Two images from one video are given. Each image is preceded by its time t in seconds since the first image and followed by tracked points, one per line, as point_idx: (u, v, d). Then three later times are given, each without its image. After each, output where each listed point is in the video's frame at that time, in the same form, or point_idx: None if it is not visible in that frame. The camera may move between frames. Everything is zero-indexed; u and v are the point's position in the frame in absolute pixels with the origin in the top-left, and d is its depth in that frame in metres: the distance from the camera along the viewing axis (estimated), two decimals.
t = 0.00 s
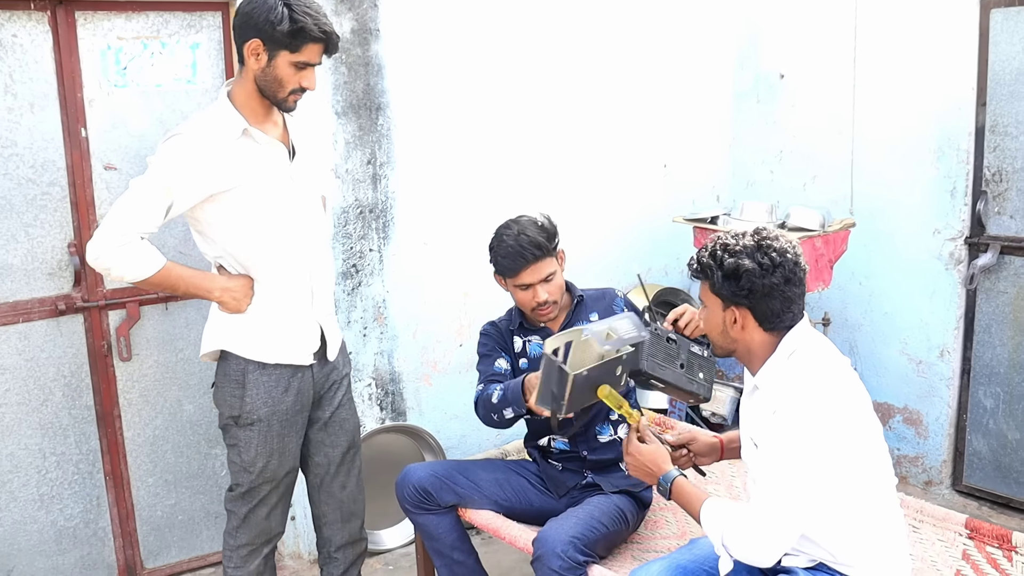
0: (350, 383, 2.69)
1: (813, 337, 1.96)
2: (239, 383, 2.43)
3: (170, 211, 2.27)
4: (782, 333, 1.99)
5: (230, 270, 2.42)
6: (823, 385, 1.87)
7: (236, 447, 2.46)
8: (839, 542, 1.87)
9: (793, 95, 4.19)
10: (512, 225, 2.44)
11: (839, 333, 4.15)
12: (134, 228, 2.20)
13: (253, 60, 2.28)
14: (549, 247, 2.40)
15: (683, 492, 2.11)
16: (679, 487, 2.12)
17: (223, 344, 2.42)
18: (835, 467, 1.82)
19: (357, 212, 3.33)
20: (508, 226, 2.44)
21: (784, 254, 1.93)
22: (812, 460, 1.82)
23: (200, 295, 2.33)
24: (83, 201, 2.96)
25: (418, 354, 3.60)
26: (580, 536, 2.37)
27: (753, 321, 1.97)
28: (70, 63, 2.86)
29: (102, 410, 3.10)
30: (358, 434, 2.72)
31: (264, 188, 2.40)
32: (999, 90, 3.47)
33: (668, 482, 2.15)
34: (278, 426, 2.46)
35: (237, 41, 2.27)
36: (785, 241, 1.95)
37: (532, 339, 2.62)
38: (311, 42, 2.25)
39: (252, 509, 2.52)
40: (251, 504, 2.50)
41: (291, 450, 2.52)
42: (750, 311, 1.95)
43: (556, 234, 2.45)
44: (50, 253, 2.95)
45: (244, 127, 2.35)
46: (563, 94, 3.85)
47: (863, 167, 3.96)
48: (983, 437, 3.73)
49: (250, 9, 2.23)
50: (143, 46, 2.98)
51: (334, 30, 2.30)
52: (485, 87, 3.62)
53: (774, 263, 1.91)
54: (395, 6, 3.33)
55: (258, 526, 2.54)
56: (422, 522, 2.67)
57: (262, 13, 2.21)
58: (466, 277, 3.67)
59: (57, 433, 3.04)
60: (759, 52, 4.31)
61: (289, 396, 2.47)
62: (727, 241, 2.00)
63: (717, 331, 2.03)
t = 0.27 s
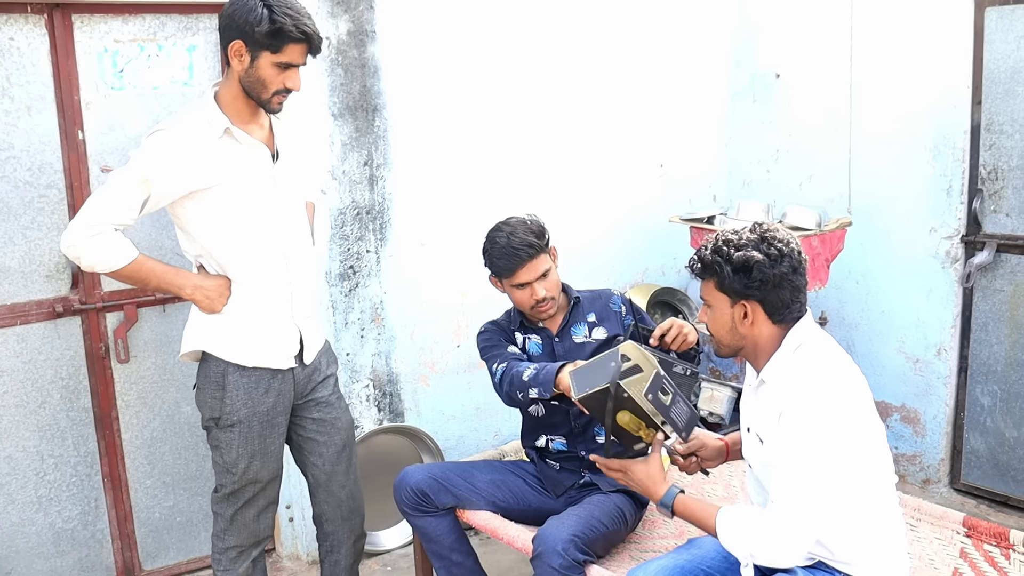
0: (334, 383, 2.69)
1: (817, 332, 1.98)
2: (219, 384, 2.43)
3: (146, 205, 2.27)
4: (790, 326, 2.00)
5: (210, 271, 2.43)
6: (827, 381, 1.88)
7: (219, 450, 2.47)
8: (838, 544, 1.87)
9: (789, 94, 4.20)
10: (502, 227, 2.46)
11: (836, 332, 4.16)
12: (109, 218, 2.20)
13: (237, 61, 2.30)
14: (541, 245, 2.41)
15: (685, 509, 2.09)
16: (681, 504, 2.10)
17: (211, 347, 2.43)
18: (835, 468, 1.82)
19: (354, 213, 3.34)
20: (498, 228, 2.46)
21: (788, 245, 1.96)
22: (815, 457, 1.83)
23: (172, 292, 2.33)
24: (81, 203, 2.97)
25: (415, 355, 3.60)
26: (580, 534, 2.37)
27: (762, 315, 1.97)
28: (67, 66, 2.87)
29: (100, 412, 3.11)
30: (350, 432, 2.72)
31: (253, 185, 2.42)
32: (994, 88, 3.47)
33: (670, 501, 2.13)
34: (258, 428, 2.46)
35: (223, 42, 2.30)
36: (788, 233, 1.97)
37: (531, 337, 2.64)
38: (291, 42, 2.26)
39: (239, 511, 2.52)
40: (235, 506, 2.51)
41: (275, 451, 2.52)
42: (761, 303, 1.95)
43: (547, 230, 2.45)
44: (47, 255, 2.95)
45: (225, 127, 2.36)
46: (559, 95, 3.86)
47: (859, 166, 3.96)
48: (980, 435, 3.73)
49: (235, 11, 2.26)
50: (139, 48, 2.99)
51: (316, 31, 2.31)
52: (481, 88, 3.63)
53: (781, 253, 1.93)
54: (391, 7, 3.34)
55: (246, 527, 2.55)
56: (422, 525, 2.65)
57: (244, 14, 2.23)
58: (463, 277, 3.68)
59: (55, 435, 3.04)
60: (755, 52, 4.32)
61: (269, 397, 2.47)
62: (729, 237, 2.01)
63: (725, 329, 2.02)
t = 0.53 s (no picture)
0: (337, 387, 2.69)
1: (816, 333, 1.96)
2: (224, 386, 2.43)
3: (156, 195, 2.29)
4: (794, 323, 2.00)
5: (215, 270, 2.43)
6: (827, 390, 1.86)
7: (224, 452, 2.46)
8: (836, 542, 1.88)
9: (787, 96, 4.20)
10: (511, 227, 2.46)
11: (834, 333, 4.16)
12: (117, 205, 2.23)
13: (252, 59, 2.34)
14: (551, 246, 2.41)
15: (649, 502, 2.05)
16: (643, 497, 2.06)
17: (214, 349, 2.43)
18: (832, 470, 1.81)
19: (352, 215, 3.34)
20: (507, 228, 2.45)
21: (782, 243, 1.97)
22: (810, 460, 1.84)
23: (176, 283, 2.34)
24: (79, 206, 2.97)
25: (414, 357, 3.60)
26: (578, 536, 2.38)
27: (768, 315, 1.97)
28: (66, 68, 2.87)
29: (98, 414, 3.11)
30: (342, 439, 2.72)
31: (260, 181, 2.43)
32: (992, 90, 3.48)
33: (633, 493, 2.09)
34: (264, 430, 2.46)
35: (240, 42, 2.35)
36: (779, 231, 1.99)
37: (531, 345, 2.62)
38: (303, 38, 2.30)
39: (243, 512, 2.52)
40: (239, 507, 2.50)
41: (280, 453, 2.52)
42: (766, 304, 1.94)
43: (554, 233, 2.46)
44: (46, 257, 2.95)
45: (240, 123, 2.39)
46: (558, 96, 3.87)
47: (857, 168, 3.97)
48: (979, 437, 3.73)
49: (249, 11, 2.31)
50: (138, 50, 2.99)
51: (327, 27, 2.34)
52: (479, 90, 3.63)
53: (777, 252, 1.94)
54: (389, 9, 3.34)
55: (250, 528, 2.54)
56: (421, 529, 2.65)
57: (256, 13, 2.27)
58: (461, 278, 3.68)
59: (54, 437, 3.04)
60: (753, 53, 4.32)
61: (275, 400, 2.47)
62: (722, 245, 2.01)
63: (733, 336, 2.01)
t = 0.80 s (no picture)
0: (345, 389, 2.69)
1: (813, 333, 1.95)
2: (230, 386, 2.43)
3: (173, 189, 2.28)
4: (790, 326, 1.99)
5: (225, 270, 2.43)
6: (824, 387, 1.87)
7: (230, 451, 2.46)
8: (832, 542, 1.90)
9: (787, 96, 4.20)
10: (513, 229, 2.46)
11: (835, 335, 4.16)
12: (133, 200, 2.22)
13: (269, 60, 2.34)
14: (553, 248, 2.42)
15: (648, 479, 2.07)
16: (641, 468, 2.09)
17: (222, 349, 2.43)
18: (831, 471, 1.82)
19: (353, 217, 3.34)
20: (509, 229, 2.46)
21: (783, 246, 1.94)
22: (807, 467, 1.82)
23: (189, 282, 2.33)
24: (80, 207, 2.97)
25: (414, 358, 3.60)
26: (581, 542, 2.37)
27: (760, 316, 1.97)
28: (67, 69, 2.87)
29: (99, 416, 3.11)
30: (349, 441, 2.72)
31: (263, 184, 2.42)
32: (992, 91, 3.48)
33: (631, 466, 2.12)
34: (269, 430, 2.46)
35: (257, 42, 2.35)
36: (782, 233, 1.96)
37: (532, 353, 2.62)
38: (321, 39, 2.30)
39: (248, 512, 2.52)
40: (244, 507, 2.50)
41: (285, 454, 2.51)
42: (757, 305, 1.95)
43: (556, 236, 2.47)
44: (47, 258, 2.95)
45: (255, 121, 2.40)
46: (558, 97, 3.87)
47: (857, 169, 3.97)
48: (979, 438, 3.73)
49: (267, 11, 2.31)
50: (138, 51, 2.99)
51: (344, 28, 2.34)
52: (479, 91, 3.63)
53: (774, 255, 1.93)
54: (389, 10, 3.34)
55: (255, 528, 2.54)
56: (423, 533, 2.65)
57: (275, 14, 2.28)
58: (461, 280, 3.68)
59: (55, 438, 3.05)
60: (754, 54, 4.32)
61: (280, 400, 2.47)
62: (723, 240, 2.01)
63: (726, 331, 2.03)
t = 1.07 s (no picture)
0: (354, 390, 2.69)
1: (825, 330, 1.96)
2: (241, 386, 2.43)
3: (183, 190, 2.28)
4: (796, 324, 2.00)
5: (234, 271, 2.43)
6: (834, 384, 1.88)
7: (238, 451, 2.46)
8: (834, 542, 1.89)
9: (788, 97, 4.20)
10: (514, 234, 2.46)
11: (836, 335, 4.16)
12: (143, 201, 2.22)
13: (279, 62, 2.34)
14: (552, 256, 2.41)
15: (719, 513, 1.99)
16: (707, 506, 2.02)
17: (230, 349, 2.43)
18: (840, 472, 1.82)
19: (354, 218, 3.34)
20: (509, 234, 2.46)
21: (786, 244, 1.96)
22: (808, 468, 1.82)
23: (200, 283, 2.33)
24: (81, 208, 2.97)
25: (415, 359, 3.60)
26: (582, 542, 2.38)
27: (768, 315, 1.97)
28: (68, 71, 2.88)
29: (101, 416, 3.11)
30: (357, 440, 2.72)
31: (269, 186, 2.42)
32: (994, 92, 3.48)
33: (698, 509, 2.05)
34: (278, 430, 2.46)
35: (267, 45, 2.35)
36: (784, 231, 1.97)
37: (530, 360, 2.62)
38: (331, 42, 2.30)
39: (255, 512, 2.52)
40: (252, 507, 2.50)
41: (294, 454, 2.51)
42: (765, 304, 1.95)
43: (557, 243, 2.46)
44: (48, 259, 2.96)
45: (264, 122, 2.40)
46: (559, 98, 3.87)
47: (859, 170, 3.96)
48: (981, 439, 3.73)
49: (278, 13, 2.31)
50: (140, 52, 2.99)
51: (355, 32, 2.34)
52: (481, 92, 3.63)
53: (779, 253, 1.93)
54: (391, 11, 3.34)
55: (262, 528, 2.54)
56: (425, 534, 2.65)
57: (286, 16, 2.28)
58: (463, 281, 3.68)
59: (56, 439, 3.05)
60: (755, 55, 4.32)
61: (290, 401, 2.47)
62: (726, 241, 2.01)
63: (733, 332, 2.03)
